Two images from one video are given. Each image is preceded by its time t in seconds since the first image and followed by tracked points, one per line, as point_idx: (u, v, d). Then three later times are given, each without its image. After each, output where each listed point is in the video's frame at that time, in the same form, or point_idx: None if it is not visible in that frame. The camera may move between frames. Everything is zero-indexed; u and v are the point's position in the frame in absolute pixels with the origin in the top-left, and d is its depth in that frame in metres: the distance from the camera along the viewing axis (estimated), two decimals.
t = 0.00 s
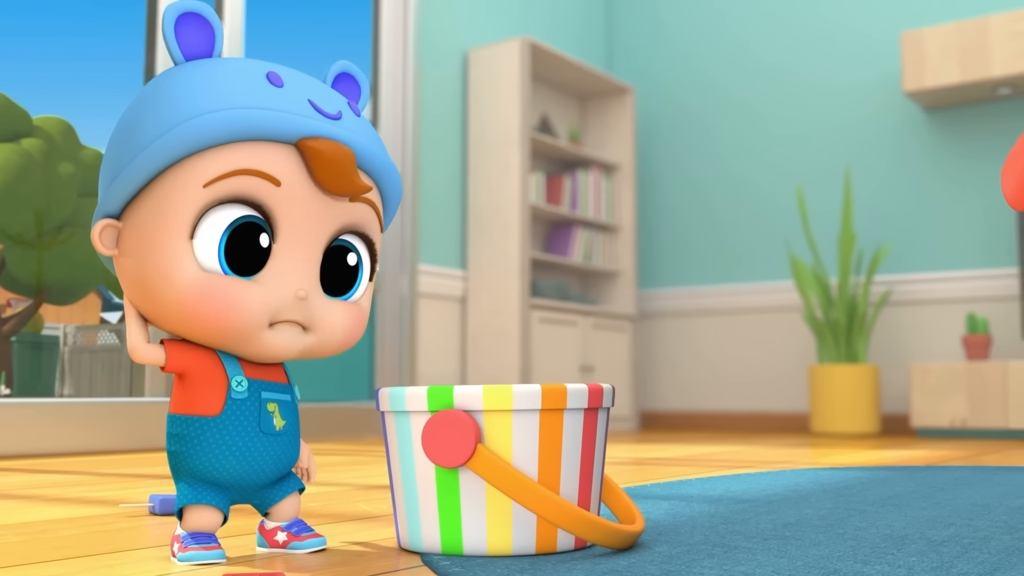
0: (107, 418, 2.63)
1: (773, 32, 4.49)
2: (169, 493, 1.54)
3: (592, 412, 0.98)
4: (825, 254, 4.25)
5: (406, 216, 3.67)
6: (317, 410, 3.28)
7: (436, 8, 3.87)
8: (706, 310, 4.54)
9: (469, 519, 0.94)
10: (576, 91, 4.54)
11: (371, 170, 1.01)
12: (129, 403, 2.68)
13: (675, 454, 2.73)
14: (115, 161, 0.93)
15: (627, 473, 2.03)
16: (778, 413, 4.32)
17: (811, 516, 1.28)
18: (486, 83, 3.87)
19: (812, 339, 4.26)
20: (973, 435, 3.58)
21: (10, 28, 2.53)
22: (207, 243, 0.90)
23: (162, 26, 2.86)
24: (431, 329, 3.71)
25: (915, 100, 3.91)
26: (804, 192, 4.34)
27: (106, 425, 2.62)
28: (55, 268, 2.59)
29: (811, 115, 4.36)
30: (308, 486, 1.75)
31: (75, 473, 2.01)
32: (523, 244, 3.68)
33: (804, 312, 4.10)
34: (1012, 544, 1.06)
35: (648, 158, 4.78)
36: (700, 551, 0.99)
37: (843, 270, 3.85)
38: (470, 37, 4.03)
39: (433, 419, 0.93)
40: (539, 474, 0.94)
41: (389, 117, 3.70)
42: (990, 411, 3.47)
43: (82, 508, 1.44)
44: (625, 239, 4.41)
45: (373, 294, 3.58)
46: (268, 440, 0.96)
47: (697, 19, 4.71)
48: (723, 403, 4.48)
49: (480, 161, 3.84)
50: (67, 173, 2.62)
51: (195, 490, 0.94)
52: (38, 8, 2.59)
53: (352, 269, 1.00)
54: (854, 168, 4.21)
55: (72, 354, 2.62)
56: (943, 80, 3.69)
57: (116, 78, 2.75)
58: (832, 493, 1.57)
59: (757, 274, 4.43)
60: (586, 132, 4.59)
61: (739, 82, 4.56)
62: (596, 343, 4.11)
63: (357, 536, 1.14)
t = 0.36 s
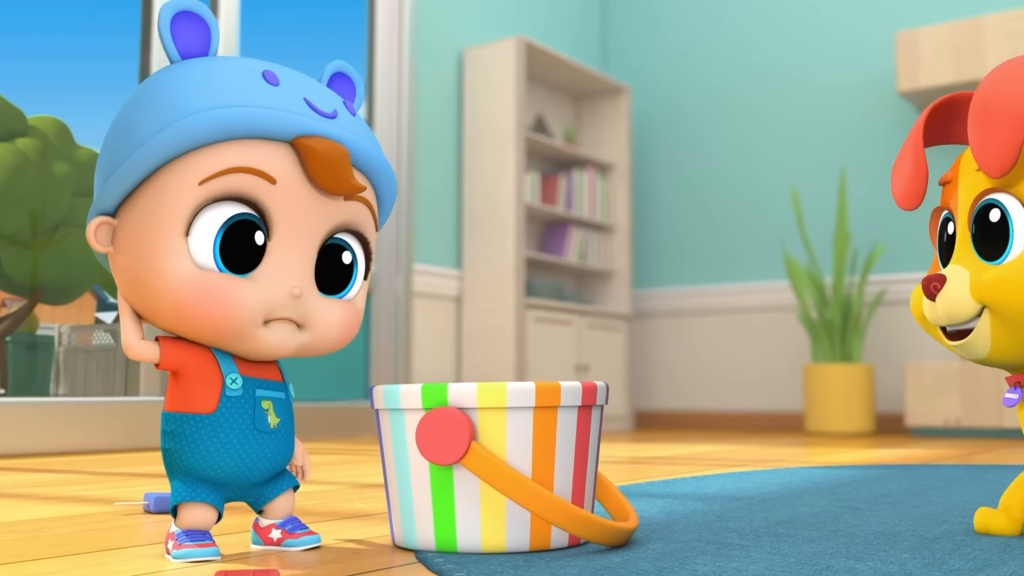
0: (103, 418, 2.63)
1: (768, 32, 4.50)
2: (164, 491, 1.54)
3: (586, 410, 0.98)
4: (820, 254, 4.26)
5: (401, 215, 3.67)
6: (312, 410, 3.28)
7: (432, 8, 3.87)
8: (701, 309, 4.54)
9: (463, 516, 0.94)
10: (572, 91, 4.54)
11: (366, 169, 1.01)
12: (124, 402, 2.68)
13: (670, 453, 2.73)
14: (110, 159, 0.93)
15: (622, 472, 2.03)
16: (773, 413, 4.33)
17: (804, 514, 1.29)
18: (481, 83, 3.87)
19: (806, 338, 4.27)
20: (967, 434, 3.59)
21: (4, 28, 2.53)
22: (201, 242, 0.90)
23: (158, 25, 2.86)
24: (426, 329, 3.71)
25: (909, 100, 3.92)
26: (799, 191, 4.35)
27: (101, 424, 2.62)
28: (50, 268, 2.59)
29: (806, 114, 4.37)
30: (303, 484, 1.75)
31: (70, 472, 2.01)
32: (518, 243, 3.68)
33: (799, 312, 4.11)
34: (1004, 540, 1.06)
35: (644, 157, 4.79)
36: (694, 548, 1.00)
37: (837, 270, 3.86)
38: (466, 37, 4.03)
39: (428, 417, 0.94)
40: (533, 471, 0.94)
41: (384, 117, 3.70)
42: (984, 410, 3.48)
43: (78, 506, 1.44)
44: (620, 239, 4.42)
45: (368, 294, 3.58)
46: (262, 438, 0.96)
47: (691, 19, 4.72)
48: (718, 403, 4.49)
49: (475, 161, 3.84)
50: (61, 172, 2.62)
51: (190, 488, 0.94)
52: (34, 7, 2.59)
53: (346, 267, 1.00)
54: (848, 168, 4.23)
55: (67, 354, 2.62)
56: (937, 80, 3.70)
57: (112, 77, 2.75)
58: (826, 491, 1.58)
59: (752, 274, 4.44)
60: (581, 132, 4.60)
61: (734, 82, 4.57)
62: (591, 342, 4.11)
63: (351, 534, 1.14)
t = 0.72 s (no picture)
0: (99, 418, 2.62)
1: (764, 31, 4.51)
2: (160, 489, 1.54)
3: (581, 407, 0.99)
4: (816, 253, 4.27)
5: (398, 214, 3.67)
6: (309, 409, 3.28)
7: (429, 8, 3.87)
8: (698, 309, 4.55)
9: (459, 513, 0.94)
10: (568, 91, 4.55)
11: (360, 165, 1.01)
12: (120, 402, 2.68)
13: (665, 452, 2.73)
14: (105, 158, 0.93)
15: (618, 471, 2.03)
16: (769, 412, 4.33)
17: (798, 512, 1.29)
18: (478, 82, 3.88)
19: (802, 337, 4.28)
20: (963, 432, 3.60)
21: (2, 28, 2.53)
22: (196, 239, 0.90)
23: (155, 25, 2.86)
24: (423, 328, 3.72)
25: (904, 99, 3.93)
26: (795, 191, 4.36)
27: (97, 423, 2.62)
28: (46, 268, 2.59)
29: (802, 114, 4.38)
30: (298, 483, 1.75)
31: (66, 471, 2.01)
32: (514, 243, 3.69)
33: (794, 311, 4.12)
34: (997, 538, 1.06)
35: (640, 157, 4.79)
36: (688, 545, 1.00)
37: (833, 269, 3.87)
38: (462, 37, 4.03)
39: (423, 414, 0.94)
40: (527, 468, 0.94)
41: (380, 117, 3.70)
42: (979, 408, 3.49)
43: (73, 505, 1.44)
44: (616, 239, 4.42)
45: (365, 293, 3.58)
46: (258, 435, 0.96)
47: (688, 18, 4.72)
48: (714, 403, 4.49)
49: (472, 160, 3.84)
50: (57, 172, 2.61)
51: (185, 485, 0.95)
52: (32, 7, 2.59)
53: (342, 264, 1.00)
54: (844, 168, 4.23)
55: (62, 354, 2.61)
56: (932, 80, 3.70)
57: (109, 77, 2.75)
58: (820, 489, 1.58)
59: (748, 273, 4.44)
60: (577, 131, 4.61)
61: (729, 81, 4.58)
62: (587, 342, 4.11)
63: (346, 533, 1.14)
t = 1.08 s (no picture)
0: (96, 417, 2.62)
1: (761, 31, 4.52)
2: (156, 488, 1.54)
3: (577, 405, 0.99)
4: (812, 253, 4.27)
5: (395, 213, 3.67)
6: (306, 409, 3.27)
7: (425, 7, 3.87)
8: (694, 309, 4.55)
9: (455, 511, 0.95)
10: (565, 90, 4.55)
11: (353, 176, 0.99)
12: (117, 402, 2.68)
13: (661, 451, 2.73)
14: (95, 168, 0.94)
15: (615, 470, 2.04)
16: (766, 412, 4.34)
17: (793, 509, 1.30)
18: (475, 81, 3.88)
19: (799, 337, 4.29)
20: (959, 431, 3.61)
21: None
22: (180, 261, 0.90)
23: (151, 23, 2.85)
24: (420, 328, 3.72)
25: (901, 100, 3.94)
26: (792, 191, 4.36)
27: (94, 423, 2.62)
28: (43, 267, 2.59)
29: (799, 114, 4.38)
30: (295, 482, 1.76)
31: (63, 470, 2.01)
32: (511, 242, 3.69)
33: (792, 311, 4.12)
34: (990, 535, 1.07)
35: (637, 157, 4.80)
36: (685, 543, 1.01)
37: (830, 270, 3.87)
38: (459, 37, 4.03)
39: (419, 412, 0.94)
40: (524, 466, 0.94)
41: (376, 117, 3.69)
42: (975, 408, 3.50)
43: (71, 504, 1.44)
44: (613, 239, 4.43)
45: (362, 293, 3.58)
46: (253, 438, 0.96)
47: (685, 18, 4.73)
48: (711, 402, 4.49)
49: (469, 160, 3.85)
50: (55, 172, 2.61)
51: (181, 488, 0.95)
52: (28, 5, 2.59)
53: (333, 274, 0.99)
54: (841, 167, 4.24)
55: (60, 354, 2.61)
56: (928, 80, 3.71)
57: (106, 77, 2.75)
58: (817, 488, 1.59)
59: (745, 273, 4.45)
60: (574, 131, 4.61)
61: (726, 80, 4.59)
62: (584, 341, 4.12)
63: (342, 530, 1.15)
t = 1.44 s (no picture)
0: (94, 417, 2.62)
1: (758, 31, 4.52)
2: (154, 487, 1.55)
3: (575, 404, 0.99)
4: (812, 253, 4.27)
5: (394, 212, 3.67)
6: (305, 408, 3.27)
7: (424, 7, 3.87)
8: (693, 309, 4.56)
9: (453, 510, 0.95)
10: (564, 90, 4.56)
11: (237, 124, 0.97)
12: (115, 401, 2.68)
13: (660, 450, 2.73)
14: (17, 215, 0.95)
15: (611, 469, 2.03)
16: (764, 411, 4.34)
17: (791, 508, 1.30)
18: (474, 81, 3.88)
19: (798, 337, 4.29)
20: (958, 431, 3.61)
21: None
22: (98, 258, 0.91)
23: (152, 22, 2.85)
24: (418, 328, 3.72)
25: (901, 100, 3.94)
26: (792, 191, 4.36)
27: (91, 423, 2.61)
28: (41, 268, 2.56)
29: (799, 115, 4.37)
30: (293, 480, 1.76)
31: (60, 470, 2.01)
32: (510, 242, 3.69)
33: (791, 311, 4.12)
34: (987, 533, 1.07)
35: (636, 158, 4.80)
36: (682, 541, 1.01)
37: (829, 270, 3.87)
38: (457, 37, 4.03)
39: (418, 411, 0.94)
40: (522, 464, 0.95)
41: (376, 117, 3.68)
42: (975, 407, 3.50)
43: (68, 503, 1.44)
44: (612, 239, 4.43)
45: (361, 292, 3.57)
46: (241, 431, 0.96)
47: (684, 17, 4.73)
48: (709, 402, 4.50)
49: (467, 160, 3.85)
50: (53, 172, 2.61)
51: (174, 485, 0.95)
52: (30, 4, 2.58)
53: (264, 231, 0.98)
54: (840, 168, 4.24)
55: (58, 354, 2.61)
56: (927, 80, 3.72)
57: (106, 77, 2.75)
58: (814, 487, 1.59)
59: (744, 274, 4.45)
60: (573, 130, 4.61)
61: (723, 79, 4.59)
62: (583, 342, 4.12)
63: (339, 529, 1.15)
